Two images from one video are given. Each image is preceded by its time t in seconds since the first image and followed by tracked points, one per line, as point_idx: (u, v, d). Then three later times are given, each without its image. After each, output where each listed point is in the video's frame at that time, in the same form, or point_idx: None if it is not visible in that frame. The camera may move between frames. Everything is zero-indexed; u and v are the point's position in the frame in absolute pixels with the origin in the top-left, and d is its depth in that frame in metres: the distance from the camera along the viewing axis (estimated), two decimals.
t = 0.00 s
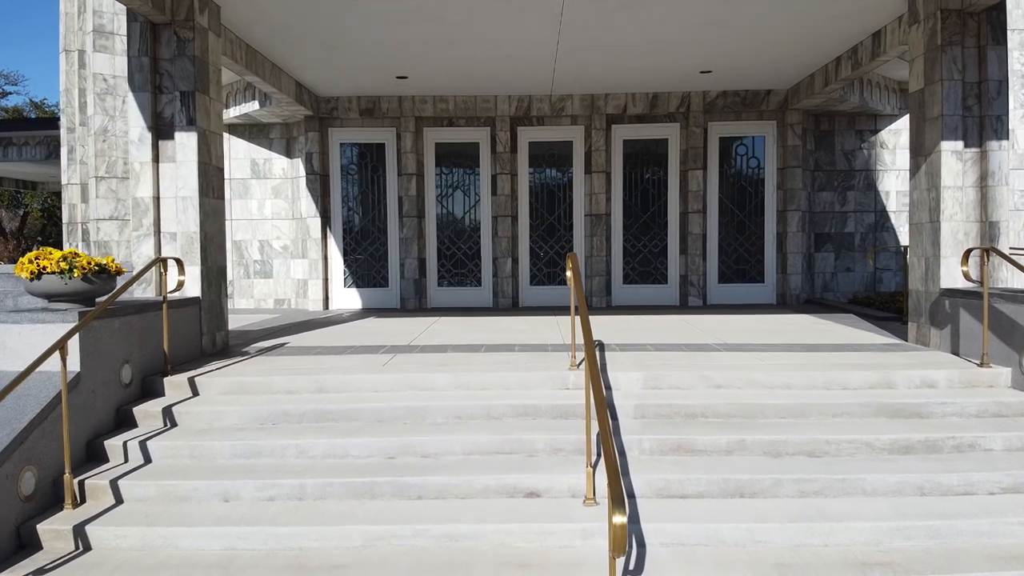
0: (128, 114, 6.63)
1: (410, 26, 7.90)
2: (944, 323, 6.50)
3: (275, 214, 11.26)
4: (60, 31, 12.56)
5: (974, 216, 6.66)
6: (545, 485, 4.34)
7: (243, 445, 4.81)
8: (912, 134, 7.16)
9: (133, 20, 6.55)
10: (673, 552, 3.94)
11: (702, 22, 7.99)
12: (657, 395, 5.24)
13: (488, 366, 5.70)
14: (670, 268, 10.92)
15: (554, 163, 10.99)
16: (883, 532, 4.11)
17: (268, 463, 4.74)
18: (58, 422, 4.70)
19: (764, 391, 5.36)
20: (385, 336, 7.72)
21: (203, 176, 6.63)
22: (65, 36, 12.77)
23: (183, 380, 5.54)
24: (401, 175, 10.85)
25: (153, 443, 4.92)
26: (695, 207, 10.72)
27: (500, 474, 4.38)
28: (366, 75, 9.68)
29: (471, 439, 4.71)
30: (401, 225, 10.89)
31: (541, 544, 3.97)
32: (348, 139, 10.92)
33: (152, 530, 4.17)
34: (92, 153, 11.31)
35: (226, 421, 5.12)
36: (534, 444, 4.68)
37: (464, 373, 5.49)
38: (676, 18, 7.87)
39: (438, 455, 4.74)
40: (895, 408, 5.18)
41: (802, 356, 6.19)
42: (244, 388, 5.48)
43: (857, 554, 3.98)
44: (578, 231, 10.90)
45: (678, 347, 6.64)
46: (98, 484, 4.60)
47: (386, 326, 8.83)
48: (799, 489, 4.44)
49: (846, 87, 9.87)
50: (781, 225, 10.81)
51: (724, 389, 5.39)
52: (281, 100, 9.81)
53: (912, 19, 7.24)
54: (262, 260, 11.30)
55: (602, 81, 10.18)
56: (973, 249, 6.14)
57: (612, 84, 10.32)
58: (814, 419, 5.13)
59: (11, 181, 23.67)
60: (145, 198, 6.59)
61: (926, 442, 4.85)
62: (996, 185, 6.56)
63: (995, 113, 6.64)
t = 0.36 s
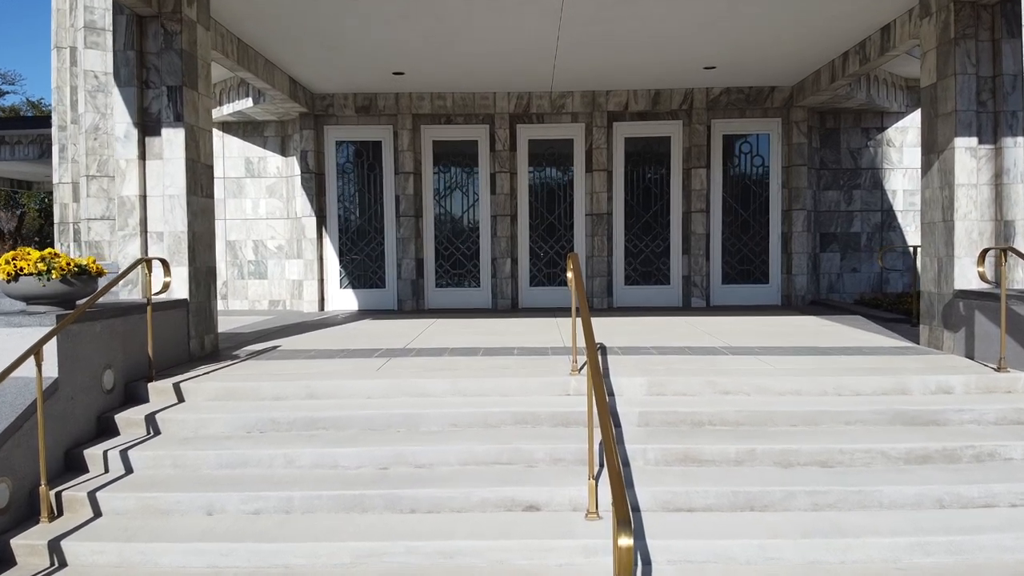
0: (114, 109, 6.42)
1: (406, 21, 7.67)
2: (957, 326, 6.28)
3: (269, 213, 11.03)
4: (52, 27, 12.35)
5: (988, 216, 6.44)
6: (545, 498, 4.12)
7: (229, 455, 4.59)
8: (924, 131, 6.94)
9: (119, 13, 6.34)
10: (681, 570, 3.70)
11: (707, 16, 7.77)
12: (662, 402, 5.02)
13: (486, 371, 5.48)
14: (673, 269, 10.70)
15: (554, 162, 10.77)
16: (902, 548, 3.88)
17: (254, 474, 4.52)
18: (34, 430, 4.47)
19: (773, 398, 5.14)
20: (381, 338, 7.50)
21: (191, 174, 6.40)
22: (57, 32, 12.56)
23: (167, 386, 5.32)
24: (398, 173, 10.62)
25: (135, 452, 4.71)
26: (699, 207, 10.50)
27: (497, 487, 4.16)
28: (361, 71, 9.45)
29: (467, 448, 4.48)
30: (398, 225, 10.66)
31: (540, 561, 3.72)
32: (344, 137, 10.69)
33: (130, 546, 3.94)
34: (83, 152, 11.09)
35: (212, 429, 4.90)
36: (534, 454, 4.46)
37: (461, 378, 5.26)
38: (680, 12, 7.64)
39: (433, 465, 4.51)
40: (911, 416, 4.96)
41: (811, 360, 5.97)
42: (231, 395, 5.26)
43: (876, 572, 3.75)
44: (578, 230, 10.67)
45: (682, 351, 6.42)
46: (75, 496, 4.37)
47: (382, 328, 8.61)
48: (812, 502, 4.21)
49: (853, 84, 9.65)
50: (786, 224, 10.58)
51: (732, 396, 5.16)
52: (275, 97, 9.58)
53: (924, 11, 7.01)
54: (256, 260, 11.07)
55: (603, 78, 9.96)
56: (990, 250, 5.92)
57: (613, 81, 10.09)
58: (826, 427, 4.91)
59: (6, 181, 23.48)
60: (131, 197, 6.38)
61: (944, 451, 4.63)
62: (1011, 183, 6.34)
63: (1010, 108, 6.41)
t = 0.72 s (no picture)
0: (99, 105, 6.21)
1: (402, 15, 7.44)
2: (973, 329, 6.06)
3: (264, 213, 10.81)
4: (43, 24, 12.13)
5: (1004, 215, 6.21)
6: (546, 513, 3.89)
7: (214, 465, 4.37)
8: (936, 127, 6.72)
9: (104, 5, 6.13)
10: None
11: (713, 10, 7.53)
12: (668, 409, 4.79)
13: (484, 377, 5.25)
14: (675, 269, 10.47)
15: (554, 160, 10.54)
16: (925, 567, 3.65)
17: (240, 486, 4.30)
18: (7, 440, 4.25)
19: (784, 405, 4.91)
20: (376, 341, 7.27)
21: (179, 171, 6.19)
22: (48, 29, 12.34)
23: (151, 392, 5.11)
24: (395, 172, 10.40)
25: (115, 463, 4.48)
26: (702, 206, 10.27)
27: (495, 501, 3.93)
28: (357, 67, 9.23)
29: (464, 459, 4.26)
30: (396, 224, 10.43)
31: None
32: (340, 135, 10.47)
33: (105, 564, 3.71)
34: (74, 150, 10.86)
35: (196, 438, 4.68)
36: (534, 466, 4.23)
37: (458, 385, 5.03)
38: (685, 6, 7.41)
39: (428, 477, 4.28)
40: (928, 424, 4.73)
41: (822, 365, 5.75)
42: (218, 401, 5.04)
43: None
44: (580, 230, 10.44)
45: (688, 354, 6.19)
46: (51, 509, 4.15)
47: (378, 330, 8.38)
48: (827, 517, 3.99)
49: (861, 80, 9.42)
50: (791, 224, 10.36)
51: (741, 403, 4.94)
52: (269, 94, 9.36)
53: (937, 4, 6.78)
54: (250, 261, 10.85)
55: (604, 74, 9.73)
56: (1008, 250, 5.69)
57: (615, 78, 9.87)
58: (839, 436, 4.69)
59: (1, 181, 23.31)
60: (116, 195, 6.17)
61: (965, 461, 4.41)
62: None
63: None
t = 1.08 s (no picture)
0: (83, 100, 5.99)
1: (398, 8, 7.21)
2: (988, 332, 5.84)
3: (258, 213, 10.60)
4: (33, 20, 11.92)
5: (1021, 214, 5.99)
6: (546, 529, 3.66)
7: (197, 477, 4.15)
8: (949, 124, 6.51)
9: None
10: None
11: (718, 4, 7.30)
12: (673, 417, 4.57)
13: (481, 382, 5.03)
14: (678, 270, 10.26)
15: (554, 158, 10.32)
16: None
17: (224, 499, 4.08)
18: None
19: (795, 413, 4.70)
20: (371, 344, 7.05)
21: (165, 169, 5.97)
22: (39, 25, 12.12)
23: (133, 399, 4.90)
24: (392, 171, 10.18)
25: (93, 474, 4.27)
26: (706, 206, 10.05)
27: (492, 516, 3.71)
28: (352, 63, 9.00)
29: (459, 471, 4.03)
30: (392, 224, 10.21)
31: None
32: (336, 133, 10.25)
33: None
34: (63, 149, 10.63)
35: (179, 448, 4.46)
36: (533, 478, 4.02)
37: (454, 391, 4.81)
38: None
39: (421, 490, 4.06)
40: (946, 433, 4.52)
41: (833, 370, 5.53)
42: (203, 409, 4.82)
43: None
44: (580, 230, 10.22)
45: (693, 359, 5.97)
46: (25, 523, 3.93)
47: (374, 333, 8.17)
48: (844, 533, 3.77)
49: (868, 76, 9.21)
50: (796, 224, 10.14)
51: (750, 410, 4.72)
52: (262, 90, 9.14)
53: None
54: (244, 261, 10.63)
55: (606, 71, 9.51)
56: None
57: (617, 74, 9.65)
58: (853, 445, 4.47)
59: None
60: (100, 194, 5.95)
61: (986, 473, 4.19)
62: None
63: None
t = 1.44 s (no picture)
0: (64, 95, 5.77)
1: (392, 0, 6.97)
2: (1004, 336, 5.62)
3: (251, 212, 10.39)
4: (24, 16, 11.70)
5: None
6: (544, 548, 3.43)
7: (176, 491, 3.93)
8: (963, 120, 6.29)
9: None
10: None
11: None
12: (678, 427, 4.35)
13: (476, 388, 4.81)
14: (680, 271, 10.04)
15: (554, 157, 10.10)
16: None
17: (203, 515, 3.85)
18: None
19: (806, 422, 4.48)
20: (364, 348, 6.83)
21: (149, 167, 5.76)
22: (29, 22, 11.90)
23: (113, 407, 4.69)
24: (388, 169, 9.95)
25: (67, 487, 4.05)
26: (709, 205, 9.82)
27: (486, 535, 3.48)
28: (347, 59, 8.77)
29: (452, 485, 3.81)
30: (388, 224, 9.98)
31: None
32: (330, 131, 10.02)
33: None
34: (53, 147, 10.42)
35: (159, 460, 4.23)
36: (531, 493, 3.79)
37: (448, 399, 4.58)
38: None
39: (412, 505, 3.83)
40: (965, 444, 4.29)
41: (844, 375, 5.31)
42: (185, 418, 4.60)
43: None
44: (581, 230, 10.00)
45: (698, 364, 5.75)
46: None
47: (368, 335, 7.94)
48: (861, 552, 3.53)
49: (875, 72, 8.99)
50: (801, 223, 9.92)
51: (759, 419, 4.50)
52: (254, 87, 8.92)
53: None
54: (237, 262, 10.41)
55: (606, 67, 9.28)
56: None
57: (618, 70, 9.43)
58: (867, 457, 4.25)
59: None
60: (82, 193, 5.73)
61: (1010, 487, 3.96)
62: None
63: None
